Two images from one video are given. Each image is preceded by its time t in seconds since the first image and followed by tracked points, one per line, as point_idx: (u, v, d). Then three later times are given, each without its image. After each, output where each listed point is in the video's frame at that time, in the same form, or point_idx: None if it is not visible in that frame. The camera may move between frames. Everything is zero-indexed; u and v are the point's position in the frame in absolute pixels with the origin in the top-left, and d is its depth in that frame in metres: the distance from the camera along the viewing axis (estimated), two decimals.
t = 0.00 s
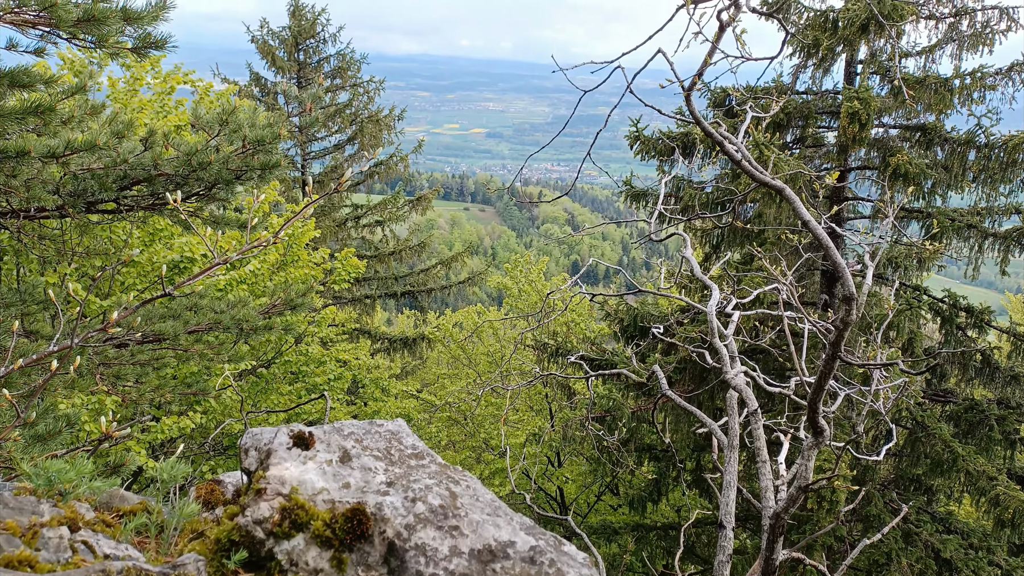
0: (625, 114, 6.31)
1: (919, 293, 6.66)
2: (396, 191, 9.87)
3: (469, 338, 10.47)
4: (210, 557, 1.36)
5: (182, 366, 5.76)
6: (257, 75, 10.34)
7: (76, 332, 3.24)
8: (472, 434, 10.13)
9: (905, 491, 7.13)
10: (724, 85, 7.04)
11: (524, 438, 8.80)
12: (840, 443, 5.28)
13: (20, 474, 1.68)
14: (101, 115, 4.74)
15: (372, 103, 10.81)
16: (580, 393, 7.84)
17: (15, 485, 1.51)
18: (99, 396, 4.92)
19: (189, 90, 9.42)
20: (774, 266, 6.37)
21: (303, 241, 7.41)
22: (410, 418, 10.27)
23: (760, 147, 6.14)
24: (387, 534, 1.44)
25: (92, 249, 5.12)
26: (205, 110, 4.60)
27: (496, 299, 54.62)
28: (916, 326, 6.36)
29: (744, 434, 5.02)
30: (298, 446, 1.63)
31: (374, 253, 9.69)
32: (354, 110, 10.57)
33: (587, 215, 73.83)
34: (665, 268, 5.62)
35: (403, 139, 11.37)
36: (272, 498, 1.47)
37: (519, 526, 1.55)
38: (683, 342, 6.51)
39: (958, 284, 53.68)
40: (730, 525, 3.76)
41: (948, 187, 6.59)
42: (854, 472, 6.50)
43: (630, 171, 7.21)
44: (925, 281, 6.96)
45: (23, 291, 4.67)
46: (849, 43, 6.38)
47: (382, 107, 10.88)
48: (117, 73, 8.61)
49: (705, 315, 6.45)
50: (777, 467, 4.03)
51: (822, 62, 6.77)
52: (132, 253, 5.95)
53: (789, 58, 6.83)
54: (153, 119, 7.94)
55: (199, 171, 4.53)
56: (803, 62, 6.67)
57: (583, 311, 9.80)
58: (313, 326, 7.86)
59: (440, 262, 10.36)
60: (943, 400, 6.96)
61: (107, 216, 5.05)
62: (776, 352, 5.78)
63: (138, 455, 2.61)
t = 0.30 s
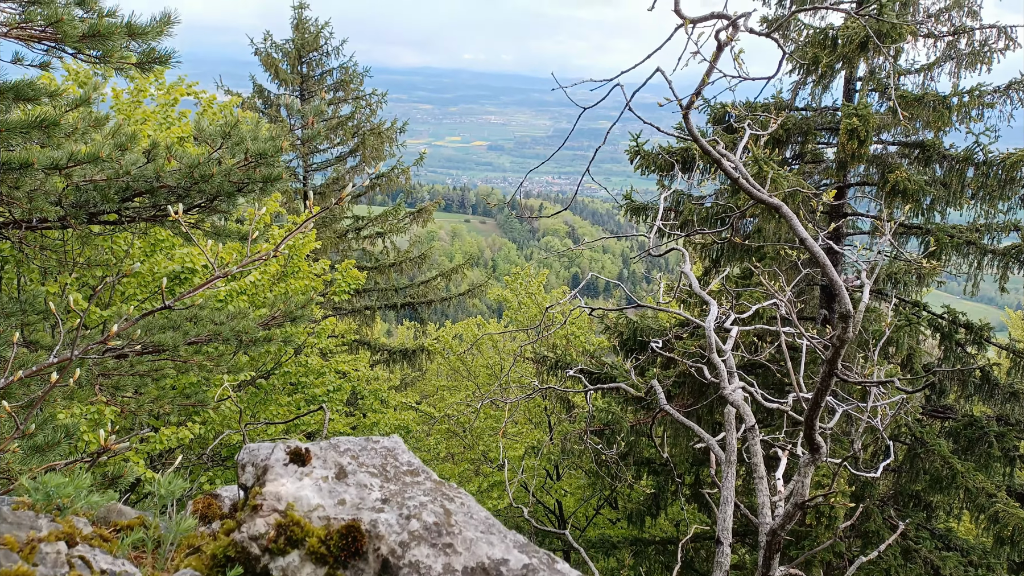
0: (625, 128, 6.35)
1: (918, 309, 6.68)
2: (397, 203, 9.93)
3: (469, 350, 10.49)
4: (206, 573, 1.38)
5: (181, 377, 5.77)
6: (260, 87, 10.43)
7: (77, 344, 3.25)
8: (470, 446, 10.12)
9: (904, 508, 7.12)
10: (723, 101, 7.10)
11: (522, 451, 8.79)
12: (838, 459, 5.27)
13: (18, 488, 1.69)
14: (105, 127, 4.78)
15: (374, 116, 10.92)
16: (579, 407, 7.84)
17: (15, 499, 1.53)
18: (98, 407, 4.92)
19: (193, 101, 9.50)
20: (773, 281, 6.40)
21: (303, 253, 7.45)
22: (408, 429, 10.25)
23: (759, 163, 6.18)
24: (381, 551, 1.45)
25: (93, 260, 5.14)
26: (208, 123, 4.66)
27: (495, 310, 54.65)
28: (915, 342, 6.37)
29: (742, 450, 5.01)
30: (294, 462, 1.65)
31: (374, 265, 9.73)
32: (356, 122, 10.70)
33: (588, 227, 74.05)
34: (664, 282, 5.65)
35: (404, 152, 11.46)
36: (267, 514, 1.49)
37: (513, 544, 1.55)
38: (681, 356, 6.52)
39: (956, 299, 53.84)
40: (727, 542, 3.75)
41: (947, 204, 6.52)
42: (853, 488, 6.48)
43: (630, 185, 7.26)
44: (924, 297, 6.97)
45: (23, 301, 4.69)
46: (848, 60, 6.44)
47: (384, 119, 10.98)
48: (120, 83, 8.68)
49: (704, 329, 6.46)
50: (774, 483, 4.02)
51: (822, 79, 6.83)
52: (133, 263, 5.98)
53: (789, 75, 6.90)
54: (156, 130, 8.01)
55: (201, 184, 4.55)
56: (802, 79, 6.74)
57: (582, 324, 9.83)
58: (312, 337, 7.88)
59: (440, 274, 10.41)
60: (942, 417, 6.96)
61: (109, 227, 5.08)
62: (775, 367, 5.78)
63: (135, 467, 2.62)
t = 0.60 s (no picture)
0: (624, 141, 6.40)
1: (916, 323, 6.69)
2: (397, 215, 9.98)
3: (467, 362, 10.51)
4: None
5: (179, 388, 5.77)
6: (262, 98, 10.53)
7: (76, 355, 3.26)
8: (468, 458, 10.10)
9: (903, 522, 7.10)
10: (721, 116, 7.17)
11: (520, 463, 8.78)
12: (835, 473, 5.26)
13: (17, 500, 1.71)
14: (107, 138, 4.82)
15: (375, 128, 11.02)
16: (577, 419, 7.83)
17: (15, 510, 1.54)
18: (96, 418, 4.92)
19: (194, 113, 9.59)
20: (771, 295, 6.43)
21: (303, 264, 7.47)
22: (406, 441, 10.24)
23: (756, 178, 6.23)
24: (375, 563, 1.47)
25: (94, 271, 5.17)
26: (210, 135, 4.69)
27: (494, 322, 54.72)
28: (913, 356, 6.39)
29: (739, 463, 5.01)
30: (290, 474, 1.67)
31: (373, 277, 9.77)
32: (357, 134, 10.79)
33: (588, 240, 74.35)
34: (662, 296, 5.67)
35: (405, 164, 11.56)
36: (264, 527, 1.51)
37: (506, 558, 1.58)
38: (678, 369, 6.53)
39: (955, 313, 53.89)
40: (723, 556, 3.74)
41: (945, 220, 6.63)
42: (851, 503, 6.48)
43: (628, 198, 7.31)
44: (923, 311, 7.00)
45: (23, 311, 4.70)
46: (846, 75, 6.50)
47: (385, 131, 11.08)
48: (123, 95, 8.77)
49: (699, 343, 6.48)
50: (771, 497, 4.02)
51: (820, 94, 6.90)
52: (132, 274, 6.00)
53: (788, 90, 6.97)
54: (158, 141, 8.08)
55: (202, 196, 4.58)
56: (801, 94, 6.80)
57: (581, 337, 9.85)
58: (310, 348, 7.89)
59: (440, 286, 10.45)
60: (940, 431, 6.96)
61: (110, 238, 5.11)
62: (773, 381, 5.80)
63: (133, 478, 2.63)
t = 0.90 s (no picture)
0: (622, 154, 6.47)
1: (912, 336, 6.72)
2: (395, 226, 10.04)
3: (465, 374, 10.54)
4: None
5: (177, 398, 5.77)
6: (261, 110, 10.62)
7: (75, 367, 3.29)
8: (465, 470, 10.08)
9: (900, 536, 7.09)
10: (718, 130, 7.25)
11: (517, 475, 8.78)
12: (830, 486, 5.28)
13: (16, 509, 1.73)
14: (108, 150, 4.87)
15: (374, 139, 11.12)
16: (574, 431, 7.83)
17: (15, 520, 1.57)
18: (93, 428, 4.93)
19: (194, 124, 9.66)
20: (766, 308, 6.48)
21: (301, 275, 7.51)
22: (403, 453, 10.22)
23: (752, 192, 6.29)
24: (369, 572, 1.50)
25: (92, 282, 5.20)
26: (209, 147, 4.73)
27: (492, 333, 54.75)
28: (909, 368, 6.42)
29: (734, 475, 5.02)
30: (287, 485, 1.70)
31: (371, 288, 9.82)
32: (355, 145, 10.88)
33: (586, 251, 74.59)
34: (658, 308, 5.70)
35: (403, 175, 11.65)
36: (260, 536, 1.54)
37: (498, 567, 1.61)
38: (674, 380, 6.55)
39: (951, 325, 54.10)
40: (718, 568, 3.75)
41: (940, 233, 6.69)
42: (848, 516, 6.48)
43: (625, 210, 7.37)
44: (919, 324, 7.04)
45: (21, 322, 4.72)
46: (841, 90, 6.59)
47: (383, 143, 11.18)
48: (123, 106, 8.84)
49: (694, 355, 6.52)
50: (766, 509, 4.04)
51: (816, 109, 6.98)
52: (130, 284, 6.03)
53: (784, 104, 7.05)
54: (157, 152, 8.14)
55: (201, 208, 4.62)
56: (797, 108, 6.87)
57: (578, 348, 9.88)
58: (308, 359, 7.90)
59: (438, 297, 10.50)
60: (937, 444, 6.98)
61: (109, 249, 5.14)
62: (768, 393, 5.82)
63: (129, 489, 2.65)
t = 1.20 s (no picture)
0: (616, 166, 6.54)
1: (906, 347, 6.75)
2: (391, 236, 10.08)
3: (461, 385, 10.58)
4: None
5: (172, 409, 5.76)
6: (258, 121, 10.70)
7: (70, 377, 3.29)
8: (460, 481, 10.06)
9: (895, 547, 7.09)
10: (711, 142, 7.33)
11: (512, 486, 8.77)
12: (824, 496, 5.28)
13: (10, 518, 1.75)
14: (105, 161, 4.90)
15: (370, 150, 11.21)
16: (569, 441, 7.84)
17: (9, 528, 1.59)
18: (87, 439, 4.92)
19: (191, 135, 9.72)
20: (760, 318, 6.52)
21: (297, 285, 7.53)
22: (399, 463, 10.19)
23: (746, 203, 6.35)
24: None
25: (88, 292, 5.21)
26: (206, 159, 4.77)
27: (488, 343, 54.73)
28: (903, 379, 6.45)
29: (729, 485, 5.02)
30: (280, 493, 1.73)
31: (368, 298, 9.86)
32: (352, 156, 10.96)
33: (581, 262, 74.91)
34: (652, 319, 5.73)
35: (399, 185, 11.75)
36: (252, 544, 1.56)
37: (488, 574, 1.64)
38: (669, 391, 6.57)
39: (945, 335, 54.41)
40: None
41: (932, 244, 6.75)
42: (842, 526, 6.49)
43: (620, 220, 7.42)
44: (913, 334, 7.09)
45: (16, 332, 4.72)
46: (833, 103, 6.67)
47: (380, 154, 11.27)
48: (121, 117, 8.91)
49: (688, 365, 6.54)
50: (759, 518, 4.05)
51: (809, 121, 7.06)
52: (126, 294, 6.04)
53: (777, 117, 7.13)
54: (154, 163, 8.18)
55: (197, 219, 4.65)
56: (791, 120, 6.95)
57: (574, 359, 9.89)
58: (303, 369, 7.91)
59: (434, 307, 10.53)
60: (931, 455, 7.00)
61: (105, 259, 5.16)
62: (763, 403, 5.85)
63: (123, 499, 2.65)
